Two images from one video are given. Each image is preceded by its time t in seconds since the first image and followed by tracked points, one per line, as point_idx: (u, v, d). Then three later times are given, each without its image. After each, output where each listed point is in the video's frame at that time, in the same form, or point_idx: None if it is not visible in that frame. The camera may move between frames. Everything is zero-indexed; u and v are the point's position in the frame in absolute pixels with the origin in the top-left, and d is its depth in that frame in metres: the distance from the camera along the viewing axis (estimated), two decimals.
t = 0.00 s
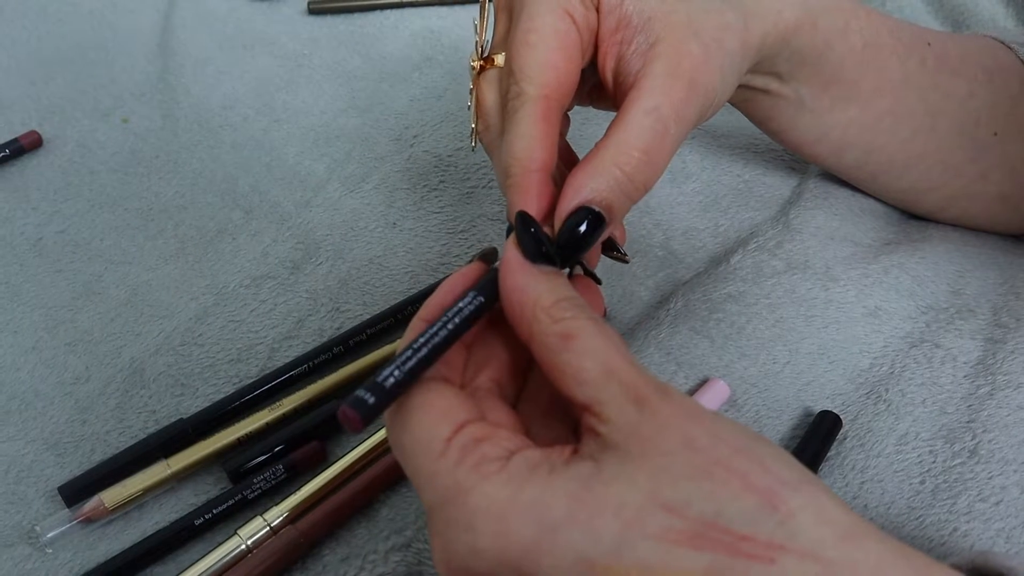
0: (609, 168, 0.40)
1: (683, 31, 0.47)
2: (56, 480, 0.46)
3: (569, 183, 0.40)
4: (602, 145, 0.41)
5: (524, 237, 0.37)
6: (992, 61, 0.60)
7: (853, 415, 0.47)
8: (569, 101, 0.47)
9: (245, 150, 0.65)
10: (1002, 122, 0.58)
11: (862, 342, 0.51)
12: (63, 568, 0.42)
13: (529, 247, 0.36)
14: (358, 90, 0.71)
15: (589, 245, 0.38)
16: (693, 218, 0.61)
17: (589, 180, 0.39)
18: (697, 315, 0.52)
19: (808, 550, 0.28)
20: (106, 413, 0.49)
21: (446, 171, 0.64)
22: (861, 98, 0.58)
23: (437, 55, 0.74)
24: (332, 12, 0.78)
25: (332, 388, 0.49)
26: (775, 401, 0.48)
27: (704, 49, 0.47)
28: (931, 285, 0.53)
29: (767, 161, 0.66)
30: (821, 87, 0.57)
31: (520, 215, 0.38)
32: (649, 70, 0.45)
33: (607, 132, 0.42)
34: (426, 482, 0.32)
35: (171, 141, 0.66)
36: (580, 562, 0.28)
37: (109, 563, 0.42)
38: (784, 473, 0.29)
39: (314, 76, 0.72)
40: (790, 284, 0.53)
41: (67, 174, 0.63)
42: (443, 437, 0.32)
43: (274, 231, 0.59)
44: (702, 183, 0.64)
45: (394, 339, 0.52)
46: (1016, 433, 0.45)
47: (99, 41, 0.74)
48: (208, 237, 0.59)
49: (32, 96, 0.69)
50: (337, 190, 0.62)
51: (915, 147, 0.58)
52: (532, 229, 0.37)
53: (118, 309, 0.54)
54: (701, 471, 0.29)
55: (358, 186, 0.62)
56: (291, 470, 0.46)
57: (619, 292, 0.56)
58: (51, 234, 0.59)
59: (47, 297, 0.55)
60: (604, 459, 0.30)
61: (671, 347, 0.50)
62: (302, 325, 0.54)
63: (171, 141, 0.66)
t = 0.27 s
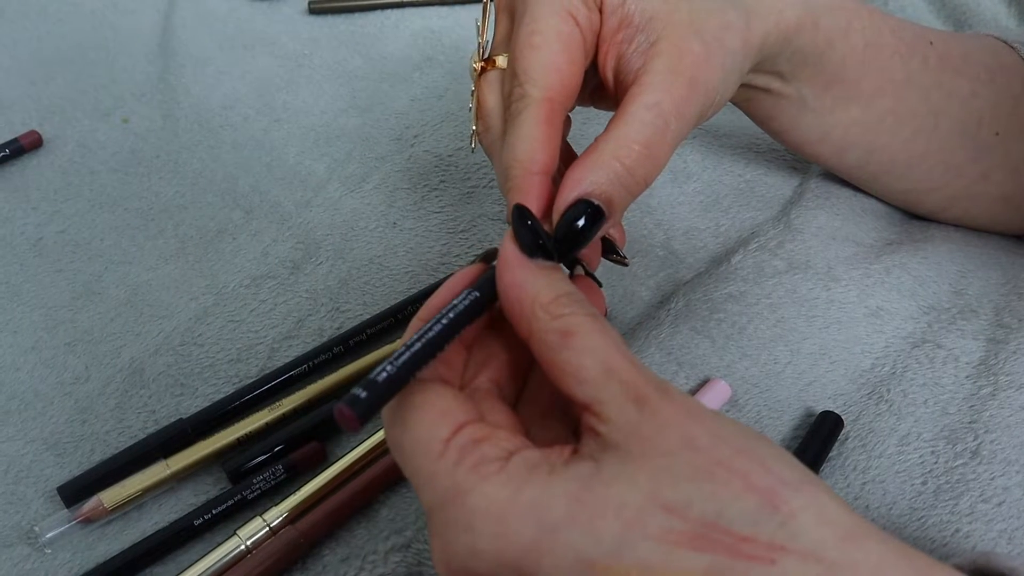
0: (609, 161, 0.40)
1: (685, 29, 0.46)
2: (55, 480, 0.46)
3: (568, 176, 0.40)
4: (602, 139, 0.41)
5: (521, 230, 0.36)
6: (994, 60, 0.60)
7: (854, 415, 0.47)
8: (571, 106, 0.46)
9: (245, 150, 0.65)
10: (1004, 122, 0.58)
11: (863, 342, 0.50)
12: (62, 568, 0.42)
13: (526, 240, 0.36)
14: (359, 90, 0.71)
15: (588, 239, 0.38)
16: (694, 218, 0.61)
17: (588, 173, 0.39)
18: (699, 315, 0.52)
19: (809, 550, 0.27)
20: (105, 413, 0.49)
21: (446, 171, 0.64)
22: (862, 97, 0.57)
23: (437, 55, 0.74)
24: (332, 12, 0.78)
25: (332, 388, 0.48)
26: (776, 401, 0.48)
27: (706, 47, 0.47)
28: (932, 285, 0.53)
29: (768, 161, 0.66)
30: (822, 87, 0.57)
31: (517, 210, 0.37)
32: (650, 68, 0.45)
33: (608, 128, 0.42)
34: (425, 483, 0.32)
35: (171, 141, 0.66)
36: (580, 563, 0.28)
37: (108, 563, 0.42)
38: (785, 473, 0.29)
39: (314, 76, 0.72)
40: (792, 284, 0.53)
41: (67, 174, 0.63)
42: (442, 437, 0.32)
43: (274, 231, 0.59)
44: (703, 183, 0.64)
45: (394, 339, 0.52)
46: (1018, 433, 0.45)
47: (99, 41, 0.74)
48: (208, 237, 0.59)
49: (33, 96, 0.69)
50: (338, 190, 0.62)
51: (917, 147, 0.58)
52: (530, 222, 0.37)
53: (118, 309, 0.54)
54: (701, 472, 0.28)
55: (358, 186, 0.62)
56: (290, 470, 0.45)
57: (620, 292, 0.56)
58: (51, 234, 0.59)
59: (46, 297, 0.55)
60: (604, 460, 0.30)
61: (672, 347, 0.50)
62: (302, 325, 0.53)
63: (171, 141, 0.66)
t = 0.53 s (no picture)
0: (609, 160, 0.40)
1: (685, 30, 0.47)
2: (57, 480, 0.46)
3: (569, 176, 0.39)
4: (602, 138, 0.41)
5: (521, 230, 0.36)
6: (993, 61, 0.60)
7: (855, 415, 0.47)
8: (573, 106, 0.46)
9: (246, 150, 0.65)
10: (1005, 123, 0.58)
11: (863, 342, 0.51)
12: (64, 568, 0.42)
13: (526, 238, 0.36)
14: (360, 91, 0.71)
15: (589, 239, 0.38)
16: (694, 218, 0.61)
17: (588, 172, 0.39)
18: (699, 316, 0.52)
19: (809, 549, 0.28)
20: (107, 413, 0.49)
21: (447, 171, 0.64)
22: (862, 98, 0.58)
23: (438, 56, 0.74)
24: (333, 13, 0.78)
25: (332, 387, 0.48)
26: (776, 402, 0.48)
27: (705, 47, 0.47)
28: (932, 285, 0.53)
29: (768, 161, 0.66)
30: (822, 87, 0.57)
31: (517, 210, 0.38)
32: (649, 67, 0.45)
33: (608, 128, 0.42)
34: (425, 483, 0.32)
35: (172, 141, 0.66)
36: (580, 562, 0.28)
37: (109, 563, 0.42)
38: (785, 472, 0.29)
39: (315, 76, 0.72)
40: (792, 284, 0.53)
41: (68, 174, 0.63)
42: (442, 437, 0.32)
43: (275, 231, 0.59)
44: (703, 183, 0.64)
45: (395, 339, 0.52)
46: (1018, 434, 0.45)
47: (101, 41, 0.74)
48: (209, 237, 0.59)
49: (34, 96, 0.69)
50: (339, 190, 0.62)
51: (917, 147, 0.58)
52: (529, 221, 0.37)
53: (119, 309, 0.54)
54: (701, 471, 0.29)
55: (359, 186, 0.63)
56: (291, 470, 0.46)
57: (620, 292, 0.56)
58: (52, 234, 0.59)
59: (47, 297, 0.55)
60: (604, 459, 0.30)
61: (673, 348, 0.50)
62: (303, 325, 0.54)
63: (172, 141, 0.66)
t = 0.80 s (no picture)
0: (608, 164, 0.40)
1: (685, 33, 0.47)
2: (58, 479, 0.46)
3: (568, 180, 0.40)
4: (602, 141, 0.41)
5: (518, 233, 0.37)
6: (994, 60, 0.60)
7: (855, 415, 0.47)
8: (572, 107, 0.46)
9: (247, 150, 0.65)
10: (1005, 123, 0.58)
11: (864, 342, 0.51)
12: (65, 567, 0.42)
13: (523, 240, 0.36)
14: (360, 91, 0.71)
15: (586, 245, 0.38)
16: (694, 218, 0.61)
17: (587, 177, 0.39)
18: (699, 315, 0.52)
19: (810, 549, 0.28)
20: (108, 413, 0.49)
21: (447, 171, 0.64)
22: (863, 98, 0.58)
23: (438, 56, 0.74)
24: (334, 13, 0.78)
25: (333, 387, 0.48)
26: (777, 401, 0.48)
27: (705, 50, 0.47)
28: (933, 285, 0.53)
29: (769, 161, 0.66)
30: (823, 87, 0.57)
31: (514, 214, 0.38)
32: (649, 71, 0.45)
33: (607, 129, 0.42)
34: (426, 481, 0.32)
35: (173, 141, 0.66)
36: (580, 562, 0.28)
37: (110, 562, 0.42)
38: (785, 472, 0.29)
39: (316, 76, 0.72)
40: (792, 284, 0.53)
41: (69, 174, 0.63)
42: (442, 435, 0.32)
43: (276, 231, 0.59)
44: (704, 183, 0.64)
45: (396, 339, 0.52)
46: (1018, 433, 0.45)
47: (102, 42, 0.74)
48: (209, 237, 0.59)
49: (36, 96, 0.69)
50: (340, 190, 0.62)
51: (918, 147, 0.58)
52: (528, 225, 0.37)
53: (120, 308, 0.54)
54: (702, 470, 0.29)
55: (360, 186, 0.63)
56: (292, 469, 0.46)
57: (620, 292, 0.56)
58: (53, 234, 0.59)
59: (48, 297, 0.55)
60: (604, 458, 0.30)
61: (673, 347, 0.50)
62: (304, 325, 0.54)
63: (174, 141, 0.66)
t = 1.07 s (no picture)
0: (610, 183, 0.40)
1: (683, 39, 0.47)
2: (60, 479, 0.46)
3: (569, 197, 0.39)
4: (602, 158, 0.41)
5: (528, 247, 0.37)
6: (995, 61, 0.60)
7: (856, 415, 0.47)
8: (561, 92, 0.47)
9: (248, 150, 0.66)
10: (1006, 123, 0.58)
11: (865, 342, 0.51)
12: (67, 566, 0.42)
13: (530, 254, 0.36)
14: (361, 91, 0.71)
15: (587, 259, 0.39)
16: (695, 218, 0.61)
17: (589, 197, 0.39)
18: (700, 315, 0.52)
19: (810, 546, 0.28)
20: (109, 412, 0.49)
21: (448, 171, 0.64)
22: (863, 99, 0.58)
23: (439, 56, 0.74)
24: (335, 14, 0.78)
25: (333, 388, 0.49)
26: (777, 401, 0.48)
27: (704, 61, 0.47)
28: (934, 284, 0.53)
29: (770, 161, 0.66)
30: (823, 88, 0.57)
31: (524, 224, 0.37)
32: (648, 83, 0.45)
33: (607, 143, 0.42)
34: (429, 475, 0.32)
35: (175, 141, 0.66)
36: (581, 558, 0.28)
37: (111, 561, 0.42)
38: (787, 471, 0.29)
39: (317, 76, 0.72)
40: (793, 283, 0.53)
41: (71, 174, 0.63)
42: (446, 429, 0.32)
43: (277, 231, 0.59)
44: (705, 183, 0.64)
45: (397, 339, 0.52)
46: (1019, 433, 0.45)
47: (104, 42, 0.74)
48: (211, 237, 0.59)
49: (38, 96, 0.69)
50: (340, 190, 0.62)
51: (920, 148, 0.58)
52: (536, 240, 0.37)
53: (122, 308, 0.54)
54: (703, 468, 0.29)
55: (361, 186, 0.63)
56: (294, 468, 0.46)
57: (621, 292, 0.56)
58: (55, 234, 0.59)
59: (50, 297, 0.55)
60: (606, 456, 0.30)
61: (674, 347, 0.50)
62: (305, 324, 0.54)
63: (175, 141, 0.66)
